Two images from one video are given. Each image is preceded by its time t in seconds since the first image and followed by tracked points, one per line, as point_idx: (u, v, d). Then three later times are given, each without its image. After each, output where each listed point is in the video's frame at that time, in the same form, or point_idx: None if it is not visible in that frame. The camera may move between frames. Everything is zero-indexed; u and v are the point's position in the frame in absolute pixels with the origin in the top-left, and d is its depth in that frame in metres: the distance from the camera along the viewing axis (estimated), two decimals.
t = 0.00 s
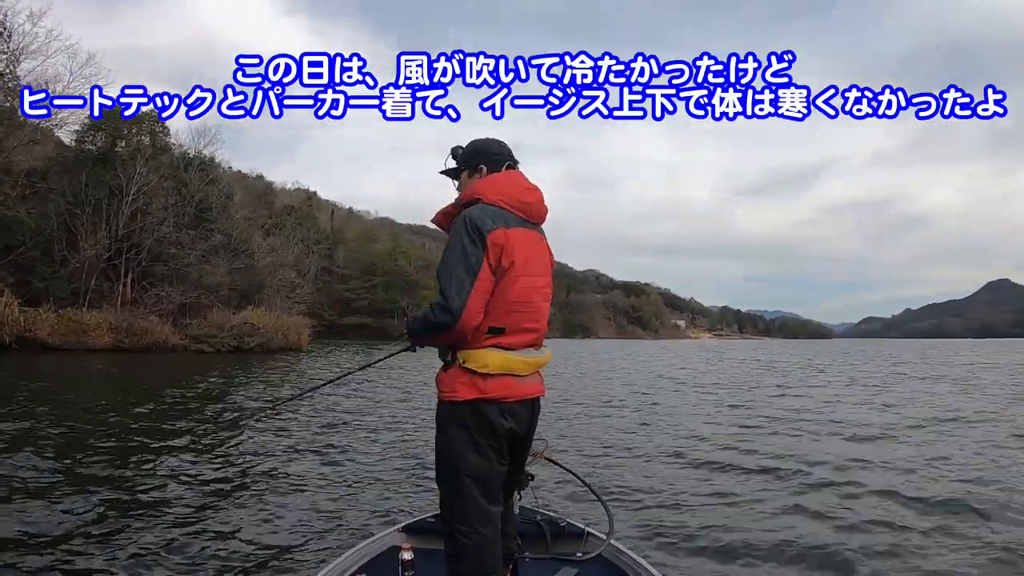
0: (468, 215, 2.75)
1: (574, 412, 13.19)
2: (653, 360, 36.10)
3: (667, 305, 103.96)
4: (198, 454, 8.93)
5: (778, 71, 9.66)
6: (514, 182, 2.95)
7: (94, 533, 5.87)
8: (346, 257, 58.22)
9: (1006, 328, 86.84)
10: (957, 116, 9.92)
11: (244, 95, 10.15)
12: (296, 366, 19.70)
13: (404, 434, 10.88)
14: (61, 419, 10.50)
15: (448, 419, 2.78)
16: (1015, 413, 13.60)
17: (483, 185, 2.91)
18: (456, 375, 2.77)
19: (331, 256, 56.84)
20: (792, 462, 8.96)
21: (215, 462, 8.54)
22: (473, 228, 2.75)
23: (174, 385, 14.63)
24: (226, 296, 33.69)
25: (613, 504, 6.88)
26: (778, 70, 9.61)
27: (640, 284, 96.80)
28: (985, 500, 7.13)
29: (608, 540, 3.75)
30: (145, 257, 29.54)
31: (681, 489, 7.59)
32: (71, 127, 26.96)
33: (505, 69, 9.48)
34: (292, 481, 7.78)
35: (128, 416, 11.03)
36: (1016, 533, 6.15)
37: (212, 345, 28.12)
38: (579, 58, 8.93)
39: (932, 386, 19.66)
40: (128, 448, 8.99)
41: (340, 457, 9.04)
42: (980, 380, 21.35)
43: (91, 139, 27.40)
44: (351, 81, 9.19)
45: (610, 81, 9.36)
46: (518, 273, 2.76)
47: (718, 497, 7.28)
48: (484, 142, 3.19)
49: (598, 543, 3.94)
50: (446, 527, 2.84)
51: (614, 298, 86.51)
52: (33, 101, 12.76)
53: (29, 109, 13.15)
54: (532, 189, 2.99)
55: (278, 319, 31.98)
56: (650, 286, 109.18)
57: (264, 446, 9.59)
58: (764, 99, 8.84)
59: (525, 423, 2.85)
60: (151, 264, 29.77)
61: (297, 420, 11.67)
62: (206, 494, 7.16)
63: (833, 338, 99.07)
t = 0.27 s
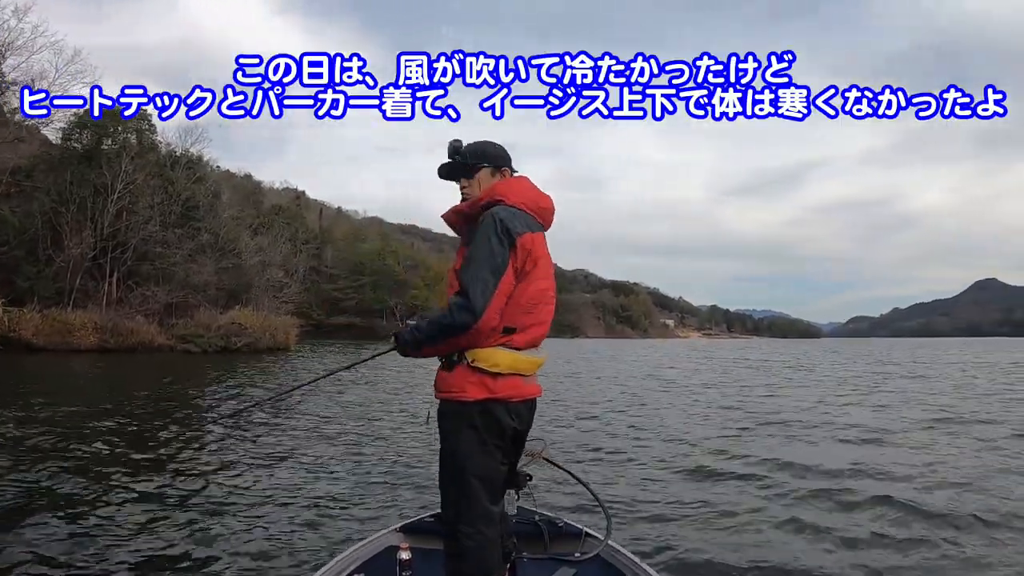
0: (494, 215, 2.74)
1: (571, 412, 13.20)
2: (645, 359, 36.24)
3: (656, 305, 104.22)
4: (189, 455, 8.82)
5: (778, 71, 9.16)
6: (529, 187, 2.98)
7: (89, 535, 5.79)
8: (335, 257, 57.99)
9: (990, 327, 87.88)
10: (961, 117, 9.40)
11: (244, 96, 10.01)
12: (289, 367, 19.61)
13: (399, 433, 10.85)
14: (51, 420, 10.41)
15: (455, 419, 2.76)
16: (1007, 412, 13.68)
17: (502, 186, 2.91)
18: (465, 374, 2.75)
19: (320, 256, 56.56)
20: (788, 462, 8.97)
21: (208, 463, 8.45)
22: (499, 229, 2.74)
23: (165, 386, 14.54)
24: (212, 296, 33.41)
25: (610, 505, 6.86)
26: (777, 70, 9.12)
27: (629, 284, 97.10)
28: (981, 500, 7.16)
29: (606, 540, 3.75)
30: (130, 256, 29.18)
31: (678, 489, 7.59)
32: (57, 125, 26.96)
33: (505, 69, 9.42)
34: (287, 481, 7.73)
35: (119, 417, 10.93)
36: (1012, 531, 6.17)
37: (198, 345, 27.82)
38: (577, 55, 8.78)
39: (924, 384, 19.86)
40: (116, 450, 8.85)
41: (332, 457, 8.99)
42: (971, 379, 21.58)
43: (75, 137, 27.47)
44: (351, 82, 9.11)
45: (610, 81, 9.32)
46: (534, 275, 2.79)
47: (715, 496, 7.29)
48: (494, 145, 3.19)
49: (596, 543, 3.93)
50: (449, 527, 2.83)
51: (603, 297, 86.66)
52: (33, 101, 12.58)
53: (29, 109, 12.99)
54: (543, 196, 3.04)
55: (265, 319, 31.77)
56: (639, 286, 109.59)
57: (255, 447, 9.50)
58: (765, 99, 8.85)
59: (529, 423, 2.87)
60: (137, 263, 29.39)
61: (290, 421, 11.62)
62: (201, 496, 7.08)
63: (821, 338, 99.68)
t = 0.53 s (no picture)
0: (518, 219, 2.84)
1: (567, 412, 13.22)
2: (636, 359, 36.31)
3: (646, 304, 104.43)
4: (182, 459, 8.71)
5: (778, 71, 9.37)
6: (541, 192, 3.10)
7: (88, 542, 5.70)
8: (324, 256, 57.77)
9: (976, 326, 88.82)
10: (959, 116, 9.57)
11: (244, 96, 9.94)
12: (281, 368, 19.53)
13: (393, 435, 10.86)
14: (42, 421, 10.35)
15: (467, 419, 2.82)
16: (998, 412, 13.77)
17: (519, 190, 3.01)
18: (480, 372, 2.83)
19: (309, 256, 56.29)
20: (783, 462, 9.00)
21: (202, 467, 8.38)
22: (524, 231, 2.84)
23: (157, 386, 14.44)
24: (200, 296, 33.14)
25: (608, 504, 6.86)
26: (778, 70, 9.30)
27: (619, 284, 97.33)
28: (975, 500, 7.20)
29: (604, 540, 3.75)
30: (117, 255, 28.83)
31: (675, 488, 7.59)
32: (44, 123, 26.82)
33: (505, 69, 9.40)
34: (285, 485, 7.69)
35: (110, 418, 10.87)
36: (1008, 531, 6.20)
37: (186, 345, 27.54)
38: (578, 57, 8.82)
39: (915, 383, 20.02)
40: (107, 454, 8.71)
41: (326, 460, 8.95)
42: (961, 378, 21.77)
43: (62, 134, 27.24)
44: (351, 82, 9.07)
45: (610, 81, 9.32)
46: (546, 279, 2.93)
47: (712, 496, 7.30)
48: (503, 148, 3.28)
49: (595, 543, 3.93)
50: (456, 526, 2.86)
51: (593, 297, 86.84)
52: (33, 101, 12.44)
53: (30, 109, 12.91)
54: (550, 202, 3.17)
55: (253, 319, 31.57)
56: (629, 285, 109.88)
57: (248, 450, 9.42)
58: (764, 99, 8.89)
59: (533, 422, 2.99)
60: (124, 262, 29.04)
61: (282, 423, 11.59)
62: (199, 500, 7.02)
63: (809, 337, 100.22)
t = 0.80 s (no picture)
0: (521, 220, 2.83)
1: (564, 411, 13.23)
2: (629, 358, 36.38)
3: (637, 303, 104.71)
4: (174, 463, 8.57)
5: (778, 72, 9.17)
6: (543, 194, 3.09)
7: (81, 548, 5.59)
8: (315, 255, 57.58)
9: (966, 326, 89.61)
10: (959, 117, 9.43)
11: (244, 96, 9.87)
12: (275, 367, 19.46)
13: (387, 435, 10.85)
14: (35, 423, 10.30)
15: (468, 417, 2.81)
16: (989, 411, 13.88)
17: (522, 191, 3.00)
18: (480, 372, 2.82)
19: (299, 255, 56.03)
20: (779, 461, 9.03)
21: (196, 467, 8.35)
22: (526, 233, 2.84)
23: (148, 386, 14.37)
24: (189, 295, 32.89)
25: (606, 504, 6.86)
26: (777, 70, 9.12)
27: (610, 283, 97.55)
28: (972, 500, 7.24)
29: (604, 540, 3.74)
30: (106, 254, 28.51)
31: (672, 488, 7.61)
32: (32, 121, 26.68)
33: (505, 68, 9.37)
34: (281, 487, 7.60)
35: (103, 419, 10.82)
36: (1005, 531, 6.23)
37: (175, 345, 27.36)
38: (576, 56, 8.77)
39: (909, 382, 20.14)
40: (97, 458, 8.55)
41: (320, 462, 8.87)
42: (954, 377, 21.91)
43: (51, 133, 27.07)
44: (351, 82, 9.01)
45: (610, 81, 9.30)
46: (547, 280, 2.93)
47: (710, 496, 7.32)
48: (506, 149, 3.28)
49: (593, 542, 3.93)
50: (457, 526, 2.85)
51: (585, 297, 87.01)
52: (32, 101, 12.31)
53: (30, 110, 12.84)
54: (552, 204, 3.17)
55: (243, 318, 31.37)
56: (621, 285, 110.17)
57: (240, 452, 9.30)
58: (764, 99, 8.91)
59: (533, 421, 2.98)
60: (112, 262, 28.72)
61: (277, 423, 11.57)
62: (193, 504, 6.91)
63: (799, 336, 100.80)
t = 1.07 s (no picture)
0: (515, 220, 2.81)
1: (560, 412, 13.21)
2: (623, 358, 36.40)
3: (630, 304, 104.93)
4: (165, 463, 8.46)
5: (778, 72, 9.32)
6: (541, 194, 3.06)
7: (69, 549, 5.48)
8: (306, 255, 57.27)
9: (954, 326, 90.30)
10: (957, 117, 9.48)
11: (244, 97, 9.81)
12: (267, 368, 19.35)
13: (384, 436, 10.82)
14: (28, 423, 10.22)
15: (461, 417, 2.78)
16: (983, 410, 13.96)
17: (518, 191, 2.97)
18: (473, 372, 2.79)
19: (291, 255, 55.76)
20: (776, 461, 9.04)
21: (190, 467, 8.30)
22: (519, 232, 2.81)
23: (141, 387, 14.26)
24: (179, 295, 32.64)
25: (604, 504, 6.85)
26: (778, 70, 9.27)
27: (602, 284, 97.66)
28: (970, 499, 7.24)
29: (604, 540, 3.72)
30: (95, 254, 28.25)
31: (670, 487, 7.61)
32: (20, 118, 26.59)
33: (504, 69, 9.34)
34: (273, 488, 7.50)
35: (96, 419, 10.75)
36: (1002, 529, 6.24)
37: (165, 346, 27.18)
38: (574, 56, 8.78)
39: (902, 383, 20.24)
40: (87, 459, 8.43)
41: (314, 463, 8.77)
42: (946, 377, 22.05)
43: (39, 131, 27.03)
44: (351, 82, 8.97)
45: (610, 81, 9.30)
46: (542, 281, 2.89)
47: (708, 495, 7.31)
48: (505, 149, 3.26)
49: (592, 543, 3.91)
50: (451, 527, 2.83)
51: (576, 297, 87.05)
52: (33, 101, 12.20)
53: (29, 110, 12.67)
54: (551, 203, 3.13)
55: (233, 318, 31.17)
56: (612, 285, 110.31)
57: (233, 452, 9.19)
58: (764, 99, 8.94)
59: (528, 422, 2.94)
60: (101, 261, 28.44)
61: (272, 424, 11.51)
62: (184, 505, 6.80)
63: (790, 337, 101.22)
